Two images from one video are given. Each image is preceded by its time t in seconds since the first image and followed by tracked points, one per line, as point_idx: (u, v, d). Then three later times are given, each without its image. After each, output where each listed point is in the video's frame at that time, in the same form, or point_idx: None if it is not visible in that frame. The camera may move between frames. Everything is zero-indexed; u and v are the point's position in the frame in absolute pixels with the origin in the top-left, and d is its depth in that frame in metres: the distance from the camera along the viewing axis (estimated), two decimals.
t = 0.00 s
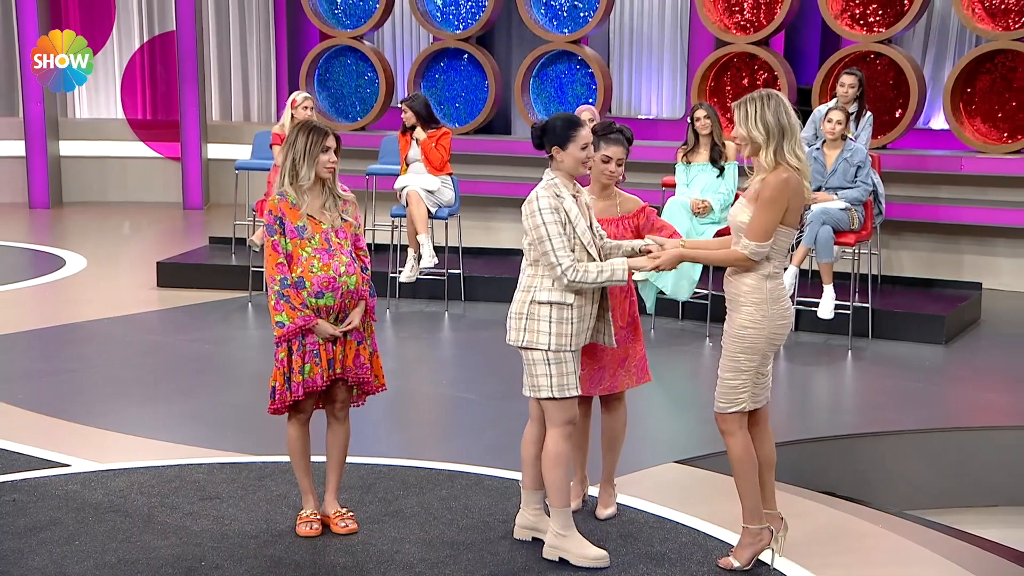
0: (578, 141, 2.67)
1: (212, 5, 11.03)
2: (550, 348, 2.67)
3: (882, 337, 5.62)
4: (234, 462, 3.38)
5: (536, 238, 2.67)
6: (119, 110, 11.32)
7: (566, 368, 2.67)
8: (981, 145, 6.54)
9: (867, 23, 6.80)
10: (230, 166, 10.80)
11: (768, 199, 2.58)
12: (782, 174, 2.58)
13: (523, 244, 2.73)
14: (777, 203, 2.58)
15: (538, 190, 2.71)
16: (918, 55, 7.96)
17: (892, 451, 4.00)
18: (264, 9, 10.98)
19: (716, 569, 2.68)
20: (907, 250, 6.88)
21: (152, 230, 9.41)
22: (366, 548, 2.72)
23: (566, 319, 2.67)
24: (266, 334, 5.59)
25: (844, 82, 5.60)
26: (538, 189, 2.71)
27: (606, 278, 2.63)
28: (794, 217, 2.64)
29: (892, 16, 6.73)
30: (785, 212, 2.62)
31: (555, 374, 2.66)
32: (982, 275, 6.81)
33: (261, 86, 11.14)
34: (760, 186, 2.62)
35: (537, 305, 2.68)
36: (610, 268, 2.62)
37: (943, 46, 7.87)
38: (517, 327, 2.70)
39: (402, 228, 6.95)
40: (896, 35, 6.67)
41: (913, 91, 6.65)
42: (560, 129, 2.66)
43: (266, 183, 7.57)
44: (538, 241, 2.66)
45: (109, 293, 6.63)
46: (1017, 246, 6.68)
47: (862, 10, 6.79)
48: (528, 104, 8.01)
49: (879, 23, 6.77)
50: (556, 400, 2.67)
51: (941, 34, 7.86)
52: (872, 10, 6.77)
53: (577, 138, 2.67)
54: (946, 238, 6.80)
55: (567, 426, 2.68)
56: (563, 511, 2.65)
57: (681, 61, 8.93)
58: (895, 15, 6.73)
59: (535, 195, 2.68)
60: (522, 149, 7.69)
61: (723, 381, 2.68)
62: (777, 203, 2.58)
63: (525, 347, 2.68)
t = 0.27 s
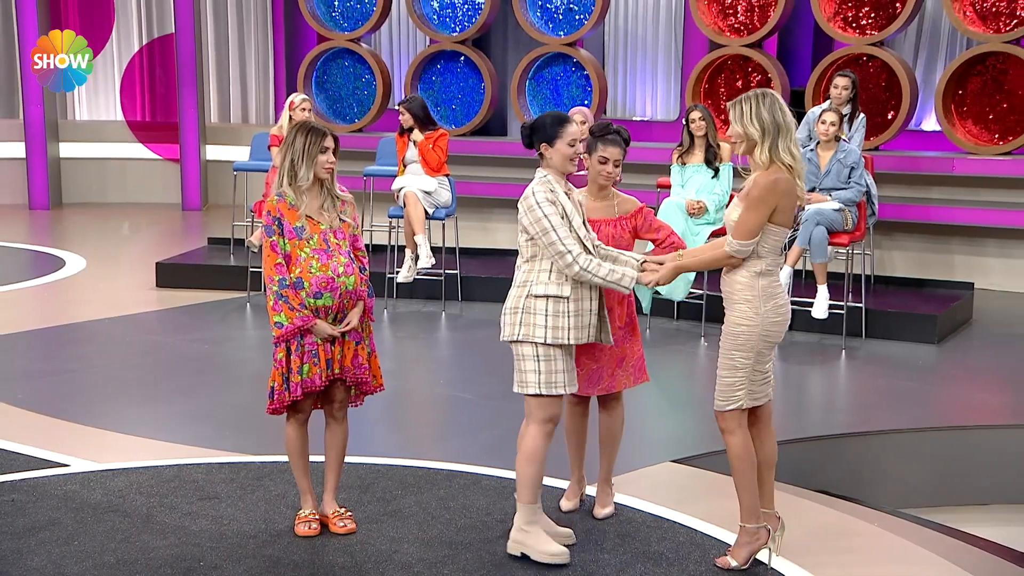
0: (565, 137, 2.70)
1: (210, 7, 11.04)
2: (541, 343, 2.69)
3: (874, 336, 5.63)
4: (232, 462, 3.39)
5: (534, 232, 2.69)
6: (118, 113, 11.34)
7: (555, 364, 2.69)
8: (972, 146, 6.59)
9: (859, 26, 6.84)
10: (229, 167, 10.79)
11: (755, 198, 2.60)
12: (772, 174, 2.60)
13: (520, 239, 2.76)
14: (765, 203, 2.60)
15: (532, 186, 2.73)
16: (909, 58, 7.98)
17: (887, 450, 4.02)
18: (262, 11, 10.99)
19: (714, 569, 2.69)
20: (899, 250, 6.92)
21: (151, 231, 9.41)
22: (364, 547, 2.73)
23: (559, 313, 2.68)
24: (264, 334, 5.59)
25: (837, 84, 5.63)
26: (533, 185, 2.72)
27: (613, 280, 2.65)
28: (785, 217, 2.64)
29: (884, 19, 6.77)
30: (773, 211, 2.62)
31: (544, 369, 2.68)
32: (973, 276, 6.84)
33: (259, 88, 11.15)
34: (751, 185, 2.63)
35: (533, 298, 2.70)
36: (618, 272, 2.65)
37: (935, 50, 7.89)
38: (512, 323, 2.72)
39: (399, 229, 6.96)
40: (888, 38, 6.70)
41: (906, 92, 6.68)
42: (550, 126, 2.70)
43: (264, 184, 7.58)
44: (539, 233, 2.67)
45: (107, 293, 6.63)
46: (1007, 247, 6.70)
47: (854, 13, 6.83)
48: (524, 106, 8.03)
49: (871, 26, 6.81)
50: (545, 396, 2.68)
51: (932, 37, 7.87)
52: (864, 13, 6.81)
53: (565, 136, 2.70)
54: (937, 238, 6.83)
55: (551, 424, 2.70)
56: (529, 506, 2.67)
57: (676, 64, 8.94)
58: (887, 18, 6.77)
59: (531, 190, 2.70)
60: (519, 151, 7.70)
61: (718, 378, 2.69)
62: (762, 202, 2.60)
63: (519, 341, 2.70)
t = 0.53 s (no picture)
0: (577, 152, 2.68)
1: (208, 10, 11.05)
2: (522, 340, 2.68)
3: (867, 336, 5.65)
4: (230, 462, 3.40)
5: (534, 232, 2.68)
6: (118, 115, 11.34)
7: (532, 362, 2.69)
8: (963, 148, 6.63)
9: (851, 29, 6.88)
10: (228, 169, 10.79)
11: (751, 201, 2.60)
12: (768, 175, 2.60)
13: (514, 235, 2.76)
14: (762, 204, 2.60)
15: (535, 187, 2.73)
16: (900, 61, 7.99)
17: (881, 450, 4.03)
18: (259, 14, 11.00)
19: (711, 568, 2.70)
20: (891, 251, 6.94)
21: (151, 232, 9.42)
22: (363, 547, 2.73)
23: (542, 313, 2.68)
24: (262, 334, 5.60)
25: (830, 86, 5.58)
26: (537, 187, 2.72)
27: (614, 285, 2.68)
28: (782, 217, 2.65)
29: (876, 22, 6.80)
30: (769, 212, 2.63)
31: (521, 366, 2.68)
32: (964, 275, 6.88)
33: (257, 90, 11.15)
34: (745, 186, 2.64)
35: (517, 295, 2.70)
36: (620, 279, 2.69)
37: (925, 53, 7.91)
38: (493, 316, 2.72)
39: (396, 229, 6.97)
40: (880, 41, 6.76)
41: (897, 95, 6.71)
42: (570, 136, 2.67)
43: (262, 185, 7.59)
44: (541, 234, 2.66)
45: (106, 294, 6.64)
46: (998, 248, 6.75)
47: (846, 16, 6.88)
48: (519, 108, 8.04)
49: (863, 29, 6.85)
50: (521, 393, 2.69)
51: (923, 40, 7.90)
52: (856, 16, 6.86)
53: (580, 150, 2.68)
54: (928, 238, 6.86)
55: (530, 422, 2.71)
56: (517, 504, 2.67)
57: (670, 66, 8.96)
58: (878, 21, 6.81)
59: (533, 190, 2.71)
60: (516, 152, 7.75)
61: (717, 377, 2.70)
62: (759, 204, 2.60)
63: (499, 336, 2.70)
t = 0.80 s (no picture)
0: (577, 154, 2.68)
1: (206, 12, 11.07)
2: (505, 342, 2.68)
3: (861, 336, 5.66)
4: (229, 462, 3.41)
5: (524, 237, 2.68)
6: (117, 116, 11.35)
7: (514, 365, 2.69)
8: (954, 149, 6.61)
9: (844, 31, 6.90)
10: (226, 171, 10.81)
11: (754, 200, 2.61)
12: (769, 175, 2.61)
13: (504, 239, 2.76)
14: (763, 204, 2.61)
15: (530, 194, 2.73)
16: (892, 64, 8.00)
17: (877, 450, 4.04)
18: (256, 17, 11.00)
19: (709, 568, 2.71)
20: (883, 251, 6.97)
21: (151, 233, 9.43)
22: (361, 548, 2.74)
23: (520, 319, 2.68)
24: (260, 334, 5.61)
25: (823, 88, 5.63)
26: (532, 196, 2.71)
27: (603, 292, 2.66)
28: (782, 217, 2.66)
29: (869, 25, 6.82)
30: (770, 212, 2.64)
31: (502, 369, 2.68)
32: (956, 275, 6.92)
33: (255, 92, 11.15)
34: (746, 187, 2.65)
35: (499, 298, 2.71)
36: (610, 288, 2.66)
37: (917, 56, 7.91)
38: (477, 316, 2.73)
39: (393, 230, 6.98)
40: (873, 43, 6.77)
41: (890, 97, 6.72)
42: (564, 140, 2.66)
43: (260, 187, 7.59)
44: (533, 240, 2.66)
45: (105, 295, 6.64)
46: (991, 248, 6.80)
47: (839, 19, 6.91)
48: (516, 110, 8.06)
49: (856, 32, 6.87)
50: (501, 395, 2.70)
51: (915, 42, 7.90)
52: (849, 19, 6.88)
53: (577, 152, 2.68)
54: (920, 238, 6.90)
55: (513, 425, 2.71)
56: (505, 503, 2.70)
57: (665, 68, 8.97)
58: (871, 24, 6.83)
59: (526, 198, 2.70)
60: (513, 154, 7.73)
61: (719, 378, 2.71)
62: (761, 203, 2.60)
63: (483, 337, 2.70)
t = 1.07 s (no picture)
0: (543, 146, 2.70)
1: (204, 15, 11.08)
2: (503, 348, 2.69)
3: (854, 336, 5.67)
4: (228, 462, 3.42)
5: (504, 239, 2.70)
6: (117, 119, 11.36)
7: (511, 373, 2.69)
8: (946, 151, 6.68)
9: (837, 34, 6.94)
10: (225, 172, 10.82)
11: (751, 202, 2.61)
12: (766, 177, 2.62)
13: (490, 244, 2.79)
14: (761, 206, 2.61)
15: (499, 193, 2.74)
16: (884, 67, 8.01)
17: (873, 449, 4.05)
18: (254, 19, 11.01)
19: (700, 566, 2.72)
20: (875, 252, 7.01)
21: (150, 234, 9.44)
22: (360, 548, 2.75)
23: (525, 315, 2.68)
24: (259, 335, 5.62)
25: (817, 90, 5.68)
26: (503, 194, 2.73)
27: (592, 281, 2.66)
28: (779, 218, 2.67)
29: (861, 28, 6.85)
30: (769, 213, 2.65)
31: (500, 376, 2.69)
32: (949, 276, 6.94)
33: (253, 94, 11.16)
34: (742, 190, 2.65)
35: (499, 303, 2.70)
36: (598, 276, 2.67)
37: (909, 58, 7.92)
38: (479, 325, 2.73)
39: (391, 231, 7.00)
40: (865, 46, 6.78)
41: (882, 99, 6.74)
42: (526, 132, 2.67)
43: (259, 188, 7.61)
44: (511, 238, 2.69)
45: (104, 295, 6.65)
46: (982, 249, 6.81)
47: (832, 22, 6.95)
48: (512, 112, 8.09)
49: (848, 35, 6.91)
50: (499, 403, 2.71)
51: (907, 45, 7.90)
52: (842, 22, 6.92)
53: (542, 143, 2.69)
54: (911, 240, 6.94)
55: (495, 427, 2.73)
56: (482, 503, 2.74)
57: (660, 70, 8.98)
58: (863, 27, 6.85)
59: (498, 198, 2.72)
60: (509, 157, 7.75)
61: (712, 379, 2.72)
62: (760, 204, 2.61)
63: (483, 344, 2.71)
